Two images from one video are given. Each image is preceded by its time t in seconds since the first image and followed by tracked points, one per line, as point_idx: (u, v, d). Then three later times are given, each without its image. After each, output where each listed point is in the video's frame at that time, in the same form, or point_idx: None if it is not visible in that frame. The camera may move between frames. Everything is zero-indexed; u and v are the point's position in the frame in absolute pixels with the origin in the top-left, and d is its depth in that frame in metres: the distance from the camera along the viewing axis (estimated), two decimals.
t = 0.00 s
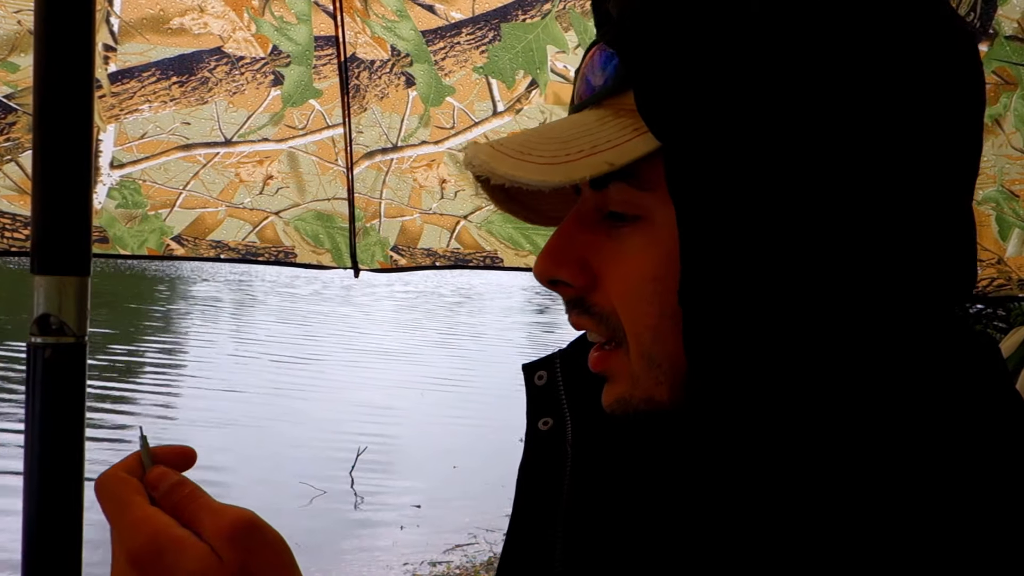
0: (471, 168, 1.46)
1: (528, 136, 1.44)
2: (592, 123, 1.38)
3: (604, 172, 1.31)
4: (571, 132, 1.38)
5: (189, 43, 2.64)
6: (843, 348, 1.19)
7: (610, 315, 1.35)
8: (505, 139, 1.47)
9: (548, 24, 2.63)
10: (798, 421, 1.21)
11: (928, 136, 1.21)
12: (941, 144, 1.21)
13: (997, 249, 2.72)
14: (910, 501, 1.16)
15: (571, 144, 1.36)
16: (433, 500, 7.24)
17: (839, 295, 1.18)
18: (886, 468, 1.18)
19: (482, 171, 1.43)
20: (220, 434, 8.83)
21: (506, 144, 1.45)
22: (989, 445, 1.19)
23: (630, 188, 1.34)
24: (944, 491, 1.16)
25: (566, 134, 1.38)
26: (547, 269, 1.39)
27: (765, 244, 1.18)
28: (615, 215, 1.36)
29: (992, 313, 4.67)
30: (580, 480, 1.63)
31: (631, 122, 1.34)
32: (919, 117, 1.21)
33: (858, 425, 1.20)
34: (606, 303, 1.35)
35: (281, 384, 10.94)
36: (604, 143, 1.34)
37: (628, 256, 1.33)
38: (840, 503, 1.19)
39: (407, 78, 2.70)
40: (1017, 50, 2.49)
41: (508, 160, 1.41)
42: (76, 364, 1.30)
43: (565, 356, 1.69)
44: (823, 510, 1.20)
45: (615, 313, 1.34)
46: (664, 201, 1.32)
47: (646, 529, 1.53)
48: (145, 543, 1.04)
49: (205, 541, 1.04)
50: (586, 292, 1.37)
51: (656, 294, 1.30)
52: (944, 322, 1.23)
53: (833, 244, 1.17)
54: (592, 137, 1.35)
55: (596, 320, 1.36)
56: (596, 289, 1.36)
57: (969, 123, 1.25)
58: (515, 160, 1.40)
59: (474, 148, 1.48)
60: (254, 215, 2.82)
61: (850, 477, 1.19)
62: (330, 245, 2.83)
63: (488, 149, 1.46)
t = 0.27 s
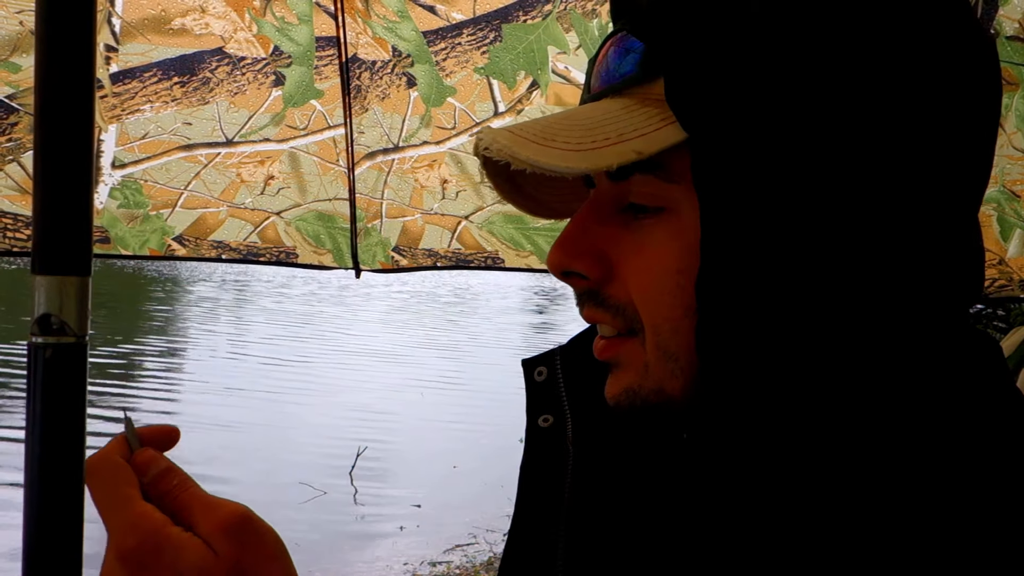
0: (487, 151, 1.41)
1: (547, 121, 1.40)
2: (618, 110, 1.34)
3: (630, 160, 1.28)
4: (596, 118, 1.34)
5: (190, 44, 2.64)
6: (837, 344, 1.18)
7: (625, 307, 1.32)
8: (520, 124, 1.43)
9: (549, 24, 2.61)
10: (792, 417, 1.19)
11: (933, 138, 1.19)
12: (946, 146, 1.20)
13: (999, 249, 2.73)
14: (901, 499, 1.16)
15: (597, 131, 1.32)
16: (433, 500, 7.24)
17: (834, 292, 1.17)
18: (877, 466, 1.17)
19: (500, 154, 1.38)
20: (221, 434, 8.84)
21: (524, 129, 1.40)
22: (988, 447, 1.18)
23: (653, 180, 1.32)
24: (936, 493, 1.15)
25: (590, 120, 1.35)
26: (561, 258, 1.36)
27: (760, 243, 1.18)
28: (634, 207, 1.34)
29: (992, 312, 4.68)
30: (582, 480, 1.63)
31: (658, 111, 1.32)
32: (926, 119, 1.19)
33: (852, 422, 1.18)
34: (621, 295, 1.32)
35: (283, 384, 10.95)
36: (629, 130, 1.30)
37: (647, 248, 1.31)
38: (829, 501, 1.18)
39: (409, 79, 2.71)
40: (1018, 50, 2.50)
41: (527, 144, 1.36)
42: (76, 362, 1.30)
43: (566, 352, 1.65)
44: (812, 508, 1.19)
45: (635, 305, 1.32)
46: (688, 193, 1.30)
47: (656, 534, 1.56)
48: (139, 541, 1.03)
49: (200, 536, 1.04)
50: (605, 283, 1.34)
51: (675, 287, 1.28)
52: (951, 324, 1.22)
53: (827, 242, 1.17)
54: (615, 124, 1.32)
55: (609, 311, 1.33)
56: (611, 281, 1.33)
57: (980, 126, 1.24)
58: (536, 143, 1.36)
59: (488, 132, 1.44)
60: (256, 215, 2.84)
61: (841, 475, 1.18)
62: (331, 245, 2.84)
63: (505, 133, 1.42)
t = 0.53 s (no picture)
0: (491, 145, 1.38)
1: (553, 115, 1.37)
2: (625, 106, 1.32)
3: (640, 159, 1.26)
4: (603, 115, 1.32)
5: (191, 41, 2.63)
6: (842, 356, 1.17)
7: (631, 306, 1.29)
8: (524, 121, 1.40)
9: (549, 23, 2.62)
10: (799, 428, 1.19)
11: (932, 138, 1.18)
12: (945, 146, 1.19)
13: (1002, 247, 2.74)
14: (913, 509, 1.15)
15: (604, 128, 1.30)
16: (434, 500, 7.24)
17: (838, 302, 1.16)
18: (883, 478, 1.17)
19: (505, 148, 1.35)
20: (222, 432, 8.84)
21: (529, 123, 1.38)
22: (990, 453, 1.16)
23: (660, 176, 1.29)
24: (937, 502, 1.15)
25: (598, 116, 1.32)
26: (565, 255, 1.31)
27: (762, 252, 1.17)
28: (640, 205, 1.30)
29: (993, 311, 4.68)
30: (580, 481, 1.62)
31: (666, 108, 1.29)
32: (925, 119, 1.18)
33: (860, 434, 1.18)
34: (627, 294, 1.29)
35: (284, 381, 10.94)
36: (639, 127, 1.28)
37: (654, 247, 1.27)
38: (833, 511, 1.18)
39: (410, 77, 2.72)
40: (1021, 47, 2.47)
41: (533, 139, 1.34)
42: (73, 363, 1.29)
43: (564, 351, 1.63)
44: (817, 517, 1.19)
45: (640, 303, 1.28)
46: (696, 190, 1.27)
47: (659, 530, 1.57)
48: (151, 535, 1.00)
49: (215, 527, 1.03)
50: (608, 281, 1.30)
51: (684, 286, 1.25)
52: (954, 330, 1.21)
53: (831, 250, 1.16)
54: (625, 122, 1.29)
55: (614, 311, 1.30)
56: (616, 280, 1.29)
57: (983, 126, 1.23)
58: (542, 139, 1.33)
59: (490, 130, 1.40)
60: (256, 213, 2.83)
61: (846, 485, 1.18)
62: (332, 243, 2.84)
63: (510, 127, 1.39)
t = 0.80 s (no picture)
0: (503, 138, 1.37)
1: (566, 111, 1.37)
2: (638, 102, 1.31)
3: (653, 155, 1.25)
4: (616, 110, 1.31)
5: (191, 43, 2.63)
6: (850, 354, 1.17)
7: (639, 302, 1.28)
8: (538, 113, 1.39)
9: (550, 24, 2.59)
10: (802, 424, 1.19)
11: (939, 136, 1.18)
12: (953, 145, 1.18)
13: (1002, 249, 2.75)
14: (920, 508, 1.14)
15: (617, 123, 1.29)
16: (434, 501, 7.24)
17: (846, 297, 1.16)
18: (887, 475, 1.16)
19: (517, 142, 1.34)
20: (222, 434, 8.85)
21: (541, 117, 1.37)
22: (990, 453, 1.16)
23: (673, 171, 1.28)
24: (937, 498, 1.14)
25: (610, 111, 1.31)
26: (573, 250, 1.31)
27: (768, 245, 1.17)
28: (651, 201, 1.30)
29: (992, 312, 4.70)
30: (581, 480, 1.62)
31: (680, 105, 1.29)
32: (936, 118, 1.18)
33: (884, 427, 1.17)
34: (636, 290, 1.28)
35: (284, 384, 10.94)
36: (652, 123, 1.27)
37: (664, 243, 1.26)
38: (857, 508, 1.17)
39: (410, 78, 2.71)
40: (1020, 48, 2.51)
41: (545, 133, 1.33)
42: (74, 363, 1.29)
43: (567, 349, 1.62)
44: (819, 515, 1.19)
45: (649, 299, 1.27)
46: (708, 185, 1.26)
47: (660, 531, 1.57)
48: (156, 527, 0.99)
49: (220, 523, 1.01)
50: (618, 276, 1.29)
51: (693, 283, 1.24)
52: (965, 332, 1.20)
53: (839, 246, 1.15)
54: (639, 117, 1.29)
55: (622, 307, 1.30)
56: (624, 275, 1.29)
57: (990, 127, 1.22)
58: (554, 133, 1.32)
59: (503, 121, 1.40)
60: (256, 214, 2.85)
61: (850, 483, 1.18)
62: (332, 245, 2.86)
63: (522, 121, 1.38)
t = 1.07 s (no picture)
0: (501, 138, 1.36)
1: (565, 111, 1.36)
2: (637, 103, 1.31)
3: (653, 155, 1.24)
4: (615, 111, 1.31)
5: (190, 43, 2.63)
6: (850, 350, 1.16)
7: (639, 305, 1.29)
8: (536, 113, 1.39)
9: (549, 23, 2.59)
10: (803, 421, 1.19)
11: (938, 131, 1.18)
12: (951, 142, 1.19)
13: (1001, 249, 2.75)
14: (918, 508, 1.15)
15: (616, 123, 1.29)
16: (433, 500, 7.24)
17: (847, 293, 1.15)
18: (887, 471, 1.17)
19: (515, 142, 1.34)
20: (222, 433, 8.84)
21: (540, 118, 1.37)
22: (990, 450, 1.16)
23: (671, 171, 1.28)
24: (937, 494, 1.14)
25: (610, 112, 1.31)
26: (572, 250, 1.30)
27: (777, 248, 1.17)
28: (649, 201, 1.29)
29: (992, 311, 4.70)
30: (578, 478, 1.63)
31: (679, 106, 1.28)
32: (933, 118, 1.18)
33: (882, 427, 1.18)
34: (635, 292, 1.28)
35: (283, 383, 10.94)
36: (651, 124, 1.27)
37: (663, 245, 1.26)
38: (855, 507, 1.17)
39: (410, 78, 2.71)
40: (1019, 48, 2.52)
41: (544, 133, 1.32)
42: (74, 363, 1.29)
43: (563, 349, 1.65)
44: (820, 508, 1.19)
45: (648, 301, 1.27)
46: (707, 186, 1.26)
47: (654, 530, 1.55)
48: (156, 526, 0.98)
49: (216, 523, 1.01)
50: (616, 278, 1.29)
51: (693, 285, 1.24)
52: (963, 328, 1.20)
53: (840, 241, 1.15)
54: (639, 117, 1.28)
55: (621, 309, 1.30)
56: (623, 277, 1.29)
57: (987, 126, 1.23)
58: (553, 133, 1.32)
59: (502, 121, 1.39)
60: (255, 214, 2.86)
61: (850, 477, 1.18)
62: (332, 245, 2.86)
63: (521, 121, 1.38)
